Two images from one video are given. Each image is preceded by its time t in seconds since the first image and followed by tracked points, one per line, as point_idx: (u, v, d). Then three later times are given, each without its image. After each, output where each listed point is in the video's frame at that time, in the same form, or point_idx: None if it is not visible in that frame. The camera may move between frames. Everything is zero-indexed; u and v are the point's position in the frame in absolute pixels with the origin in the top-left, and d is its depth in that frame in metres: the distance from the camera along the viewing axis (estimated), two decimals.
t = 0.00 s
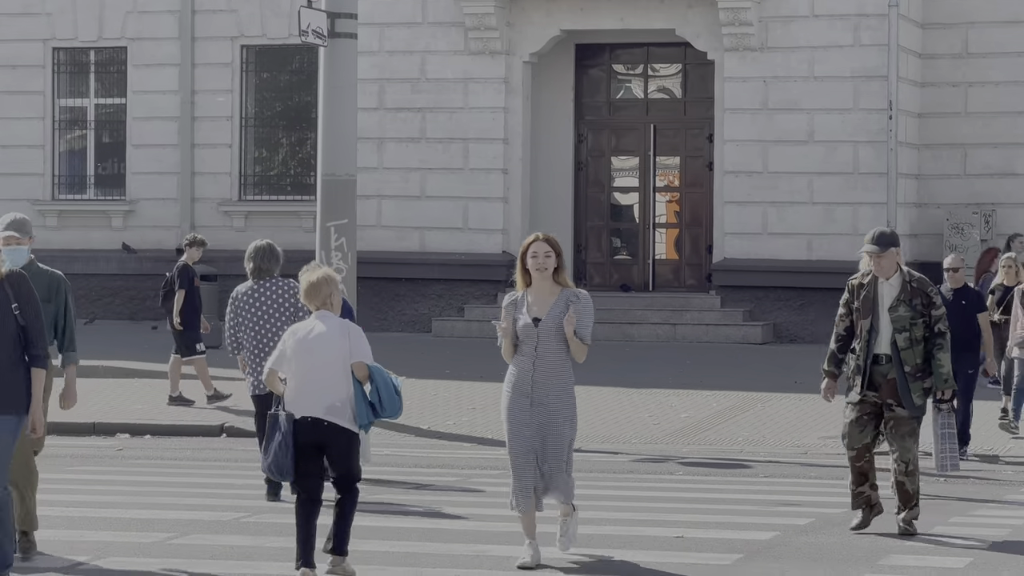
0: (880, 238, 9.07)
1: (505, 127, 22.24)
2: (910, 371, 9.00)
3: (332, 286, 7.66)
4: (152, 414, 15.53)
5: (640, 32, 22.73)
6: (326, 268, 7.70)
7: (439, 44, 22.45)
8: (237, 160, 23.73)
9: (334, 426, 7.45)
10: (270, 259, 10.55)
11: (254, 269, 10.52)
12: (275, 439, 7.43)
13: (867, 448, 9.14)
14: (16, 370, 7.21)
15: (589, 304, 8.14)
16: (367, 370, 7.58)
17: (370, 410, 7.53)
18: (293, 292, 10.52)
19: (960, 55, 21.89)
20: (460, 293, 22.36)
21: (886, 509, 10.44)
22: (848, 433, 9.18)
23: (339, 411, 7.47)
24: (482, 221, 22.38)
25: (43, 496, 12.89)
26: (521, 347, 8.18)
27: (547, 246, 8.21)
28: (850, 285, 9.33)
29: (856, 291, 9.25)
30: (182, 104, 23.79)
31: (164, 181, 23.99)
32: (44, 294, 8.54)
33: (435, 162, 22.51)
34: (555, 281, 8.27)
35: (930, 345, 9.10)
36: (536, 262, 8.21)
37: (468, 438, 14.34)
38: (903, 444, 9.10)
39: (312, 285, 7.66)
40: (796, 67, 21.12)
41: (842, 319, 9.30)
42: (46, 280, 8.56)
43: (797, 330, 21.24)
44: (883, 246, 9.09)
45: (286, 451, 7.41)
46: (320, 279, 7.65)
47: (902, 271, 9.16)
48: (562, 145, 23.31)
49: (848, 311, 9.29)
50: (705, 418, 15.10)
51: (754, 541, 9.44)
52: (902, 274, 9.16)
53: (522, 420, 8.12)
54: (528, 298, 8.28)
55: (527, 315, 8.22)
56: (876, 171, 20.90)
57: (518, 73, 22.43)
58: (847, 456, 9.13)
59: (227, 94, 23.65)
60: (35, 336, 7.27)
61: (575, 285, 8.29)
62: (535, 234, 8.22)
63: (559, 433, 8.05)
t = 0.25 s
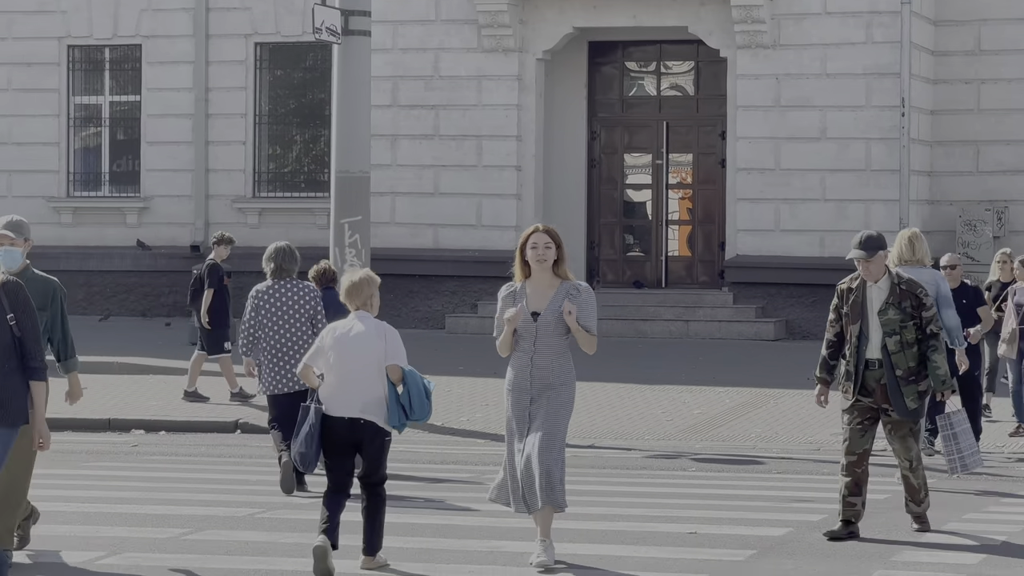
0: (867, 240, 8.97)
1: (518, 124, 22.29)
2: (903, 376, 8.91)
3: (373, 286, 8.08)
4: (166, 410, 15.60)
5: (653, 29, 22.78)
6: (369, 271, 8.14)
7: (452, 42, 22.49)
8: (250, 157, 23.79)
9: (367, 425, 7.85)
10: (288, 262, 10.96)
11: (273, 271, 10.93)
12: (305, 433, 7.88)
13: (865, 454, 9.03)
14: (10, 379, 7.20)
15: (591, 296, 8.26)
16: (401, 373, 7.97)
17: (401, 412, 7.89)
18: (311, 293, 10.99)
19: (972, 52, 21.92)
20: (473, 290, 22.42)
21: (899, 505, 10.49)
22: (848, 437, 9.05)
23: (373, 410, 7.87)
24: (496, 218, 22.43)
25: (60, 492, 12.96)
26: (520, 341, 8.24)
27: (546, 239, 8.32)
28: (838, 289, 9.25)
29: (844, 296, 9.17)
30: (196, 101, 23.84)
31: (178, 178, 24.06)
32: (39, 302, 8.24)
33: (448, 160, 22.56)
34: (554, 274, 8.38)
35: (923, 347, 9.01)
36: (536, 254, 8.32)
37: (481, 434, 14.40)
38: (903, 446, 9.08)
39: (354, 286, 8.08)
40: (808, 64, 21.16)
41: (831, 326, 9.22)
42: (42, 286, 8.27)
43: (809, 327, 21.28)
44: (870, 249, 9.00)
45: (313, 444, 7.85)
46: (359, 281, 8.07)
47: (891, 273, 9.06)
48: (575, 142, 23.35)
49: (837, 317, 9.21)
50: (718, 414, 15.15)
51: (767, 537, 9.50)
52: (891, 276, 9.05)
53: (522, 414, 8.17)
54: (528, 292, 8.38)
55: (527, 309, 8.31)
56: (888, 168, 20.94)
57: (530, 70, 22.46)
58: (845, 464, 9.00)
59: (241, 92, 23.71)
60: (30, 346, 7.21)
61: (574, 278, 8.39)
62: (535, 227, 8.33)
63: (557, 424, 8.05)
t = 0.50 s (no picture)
0: (858, 228, 8.82)
1: (534, 121, 22.32)
2: (893, 363, 8.77)
3: (407, 276, 8.27)
4: (183, 406, 15.65)
5: (668, 26, 22.82)
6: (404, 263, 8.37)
7: (468, 39, 22.52)
8: (266, 153, 23.85)
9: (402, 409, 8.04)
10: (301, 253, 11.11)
11: (287, 262, 11.08)
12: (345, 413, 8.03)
13: (862, 455, 8.85)
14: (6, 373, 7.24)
15: (591, 304, 7.84)
16: (437, 361, 8.19)
17: (438, 398, 8.14)
18: (325, 285, 11.12)
19: (987, 49, 21.95)
20: (489, 287, 22.49)
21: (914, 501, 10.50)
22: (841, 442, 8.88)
23: (408, 395, 8.06)
24: (511, 215, 22.47)
25: (78, 487, 13.01)
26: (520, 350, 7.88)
27: (549, 242, 7.91)
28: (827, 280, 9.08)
29: (835, 286, 9.00)
30: (212, 98, 23.89)
31: (194, 175, 24.12)
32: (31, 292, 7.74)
33: (464, 156, 22.61)
34: (556, 280, 7.96)
35: (913, 337, 8.89)
36: (537, 259, 7.91)
37: (496, 429, 14.46)
38: (887, 440, 8.80)
39: (389, 275, 8.27)
40: (823, 61, 21.20)
41: (820, 316, 9.03)
42: (33, 274, 7.75)
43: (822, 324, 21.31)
44: (861, 238, 8.85)
45: (357, 423, 8.05)
46: (397, 268, 8.27)
47: (882, 262, 8.95)
48: (590, 139, 23.37)
49: (826, 307, 9.03)
50: (732, 411, 15.17)
51: (782, 533, 9.53)
52: (882, 265, 8.95)
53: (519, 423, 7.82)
54: (528, 299, 7.98)
55: (526, 315, 7.92)
56: (903, 164, 20.97)
57: (546, 67, 22.48)
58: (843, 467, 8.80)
59: (257, 89, 23.76)
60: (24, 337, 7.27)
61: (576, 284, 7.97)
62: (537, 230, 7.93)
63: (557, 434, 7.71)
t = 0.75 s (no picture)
0: (857, 231, 8.77)
1: (551, 118, 22.36)
2: (891, 370, 8.70)
3: (436, 275, 8.64)
4: (200, 402, 15.70)
5: (685, 24, 22.84)
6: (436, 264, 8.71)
7: (485, 36, 22.56)
8: (284, 150, 23.90)
9: (433, 404, 8.40)
10: (302, 257, 11.13)
11: (289, 267, 11.10)
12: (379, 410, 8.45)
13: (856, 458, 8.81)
14: None
15: (591, 292, 7.79)
16: (467, 356, 8.52)
17: (469, 393, 8.48)
18: (330, 287, 11.10)
19: (1004, 46, 21.96)
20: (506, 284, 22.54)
21: (930, 497, 10.54)
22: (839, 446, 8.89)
23: (438, 390, 8.41)
24: (528, 211, 22.51)
25: (97, 482, 13.07)
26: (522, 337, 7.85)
27: (548, 232, 7.88)
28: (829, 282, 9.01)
29: (835, 289, 8.93)
30: (229, 95, 23.93)
31: (211, 172, 24.17)
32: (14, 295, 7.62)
33: (480, 153, 22.66)
34: (557, 269, 7.92)
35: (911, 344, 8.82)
36: (537, 247, 7.87)
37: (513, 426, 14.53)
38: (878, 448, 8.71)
39: (419, 275, 8.63)
40: (839, 58, 21.21)
41: (819, 318, 8.98)
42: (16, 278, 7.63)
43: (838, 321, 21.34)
44: (860, 242, 8.78)
45: (388, 421, 8.44)
46: (426, 268, 8.63)
47: (882, 267, 8.86)
48: (606, 135, 23.40)
49: (825, 309, 8.98)
50: (749, 407, 15.22)
51: (799, 529, 9.57)
52: (882, 270, 8.86)
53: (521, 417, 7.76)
54: (529, 288, 7.95)
55: (526, 306, 7.89)
56: (920, 161, 20.99)
57: (563, 64, 22.50)
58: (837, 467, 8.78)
59: (274, 85, 23.81)
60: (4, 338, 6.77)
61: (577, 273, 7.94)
62: (537, 220, 7.90)
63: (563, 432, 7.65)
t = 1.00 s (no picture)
0: (863, 224, 8.52)
1: (569, 115, 22.41)
2: (890, 368, 8.37)
3: (471, 266, 8.83)
4: (219, 397, 15.76)
5: (703, 21, 22.86)
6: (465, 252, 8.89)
7: (503, 33, 22.61)
8: (303, 147, 23.95)
9: (468, 391, 8.63)
10: (313, 250, 11.32)
11: (301, 259, 11.29)
12: (416, 395, 8.68)
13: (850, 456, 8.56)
14: None
15: (593, 297, 7.55)
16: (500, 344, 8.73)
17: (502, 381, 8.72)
18: (341, 279, 11.27)
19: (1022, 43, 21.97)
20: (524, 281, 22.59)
21: (947, 493, 10.57)
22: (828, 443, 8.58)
23: (472, 376, 8.62)
24: (546, 208, 22.59)
25: (119, 477, 13.14)
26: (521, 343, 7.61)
27: (547, 237, 7.61)
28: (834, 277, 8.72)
29: (838, 284, 8.63)
30: (248, 92, 23.99)
31: (231, 168, 24.24)
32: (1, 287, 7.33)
33: (499, 150, 22.70)
34: (557, 276, 7.66)
35: (914, 343, 8.46)
36: (535, 254, 7.61)
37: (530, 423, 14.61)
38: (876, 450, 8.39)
39: (454, 266, 8.82)
40: (857, 55, 21.24)
41: (823, 313, 8.71)
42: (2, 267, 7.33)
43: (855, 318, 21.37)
44: (865, 234, 8.51)
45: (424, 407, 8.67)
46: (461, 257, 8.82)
47: (887, 262, 8.55)
48: (625, 132, 23.44)
49: (829, 304, 8.70)
50: (767, 403, 15.25)
51: (818, 525, 9.62)
52: (887, 265, 8.54)
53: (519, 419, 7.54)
54: (528, 295, 7.70)
55: (527, 313, 7.64)
56: (937, 158, 21.00)
57: (581, 61, 22.55)
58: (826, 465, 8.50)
59: (293, 82, 23.87)
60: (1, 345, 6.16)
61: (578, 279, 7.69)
62: (535, 225, 7.63)
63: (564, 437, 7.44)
